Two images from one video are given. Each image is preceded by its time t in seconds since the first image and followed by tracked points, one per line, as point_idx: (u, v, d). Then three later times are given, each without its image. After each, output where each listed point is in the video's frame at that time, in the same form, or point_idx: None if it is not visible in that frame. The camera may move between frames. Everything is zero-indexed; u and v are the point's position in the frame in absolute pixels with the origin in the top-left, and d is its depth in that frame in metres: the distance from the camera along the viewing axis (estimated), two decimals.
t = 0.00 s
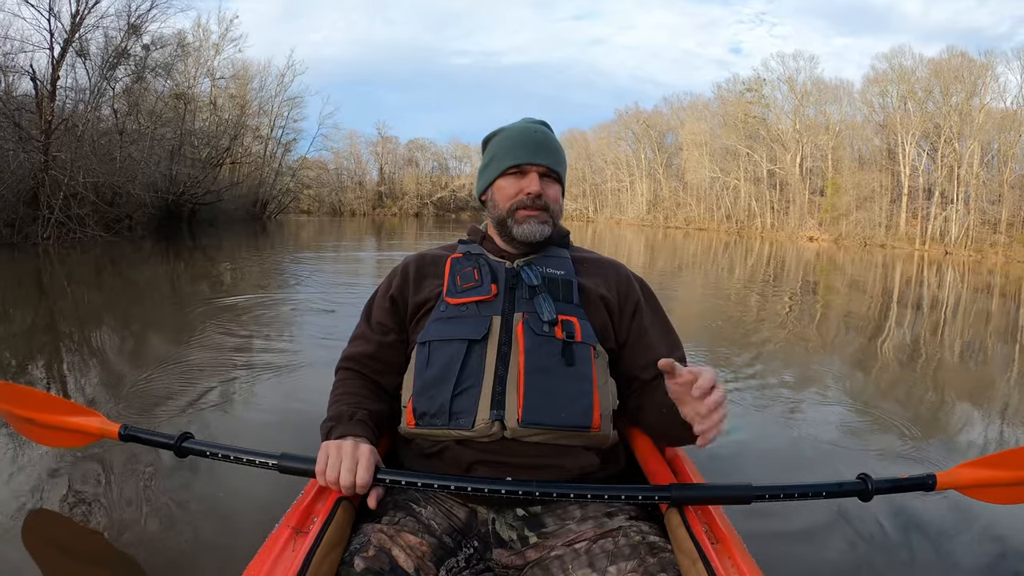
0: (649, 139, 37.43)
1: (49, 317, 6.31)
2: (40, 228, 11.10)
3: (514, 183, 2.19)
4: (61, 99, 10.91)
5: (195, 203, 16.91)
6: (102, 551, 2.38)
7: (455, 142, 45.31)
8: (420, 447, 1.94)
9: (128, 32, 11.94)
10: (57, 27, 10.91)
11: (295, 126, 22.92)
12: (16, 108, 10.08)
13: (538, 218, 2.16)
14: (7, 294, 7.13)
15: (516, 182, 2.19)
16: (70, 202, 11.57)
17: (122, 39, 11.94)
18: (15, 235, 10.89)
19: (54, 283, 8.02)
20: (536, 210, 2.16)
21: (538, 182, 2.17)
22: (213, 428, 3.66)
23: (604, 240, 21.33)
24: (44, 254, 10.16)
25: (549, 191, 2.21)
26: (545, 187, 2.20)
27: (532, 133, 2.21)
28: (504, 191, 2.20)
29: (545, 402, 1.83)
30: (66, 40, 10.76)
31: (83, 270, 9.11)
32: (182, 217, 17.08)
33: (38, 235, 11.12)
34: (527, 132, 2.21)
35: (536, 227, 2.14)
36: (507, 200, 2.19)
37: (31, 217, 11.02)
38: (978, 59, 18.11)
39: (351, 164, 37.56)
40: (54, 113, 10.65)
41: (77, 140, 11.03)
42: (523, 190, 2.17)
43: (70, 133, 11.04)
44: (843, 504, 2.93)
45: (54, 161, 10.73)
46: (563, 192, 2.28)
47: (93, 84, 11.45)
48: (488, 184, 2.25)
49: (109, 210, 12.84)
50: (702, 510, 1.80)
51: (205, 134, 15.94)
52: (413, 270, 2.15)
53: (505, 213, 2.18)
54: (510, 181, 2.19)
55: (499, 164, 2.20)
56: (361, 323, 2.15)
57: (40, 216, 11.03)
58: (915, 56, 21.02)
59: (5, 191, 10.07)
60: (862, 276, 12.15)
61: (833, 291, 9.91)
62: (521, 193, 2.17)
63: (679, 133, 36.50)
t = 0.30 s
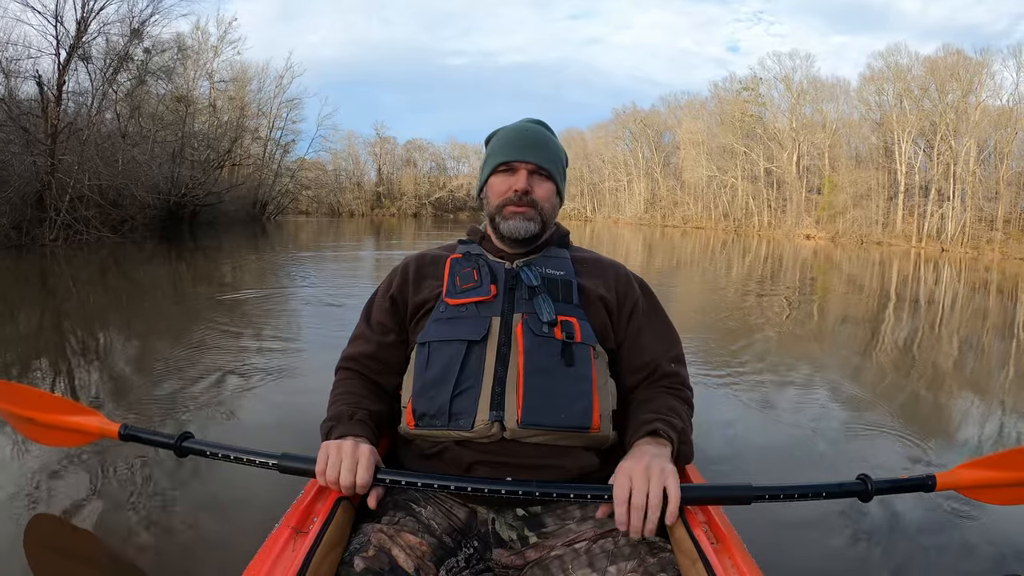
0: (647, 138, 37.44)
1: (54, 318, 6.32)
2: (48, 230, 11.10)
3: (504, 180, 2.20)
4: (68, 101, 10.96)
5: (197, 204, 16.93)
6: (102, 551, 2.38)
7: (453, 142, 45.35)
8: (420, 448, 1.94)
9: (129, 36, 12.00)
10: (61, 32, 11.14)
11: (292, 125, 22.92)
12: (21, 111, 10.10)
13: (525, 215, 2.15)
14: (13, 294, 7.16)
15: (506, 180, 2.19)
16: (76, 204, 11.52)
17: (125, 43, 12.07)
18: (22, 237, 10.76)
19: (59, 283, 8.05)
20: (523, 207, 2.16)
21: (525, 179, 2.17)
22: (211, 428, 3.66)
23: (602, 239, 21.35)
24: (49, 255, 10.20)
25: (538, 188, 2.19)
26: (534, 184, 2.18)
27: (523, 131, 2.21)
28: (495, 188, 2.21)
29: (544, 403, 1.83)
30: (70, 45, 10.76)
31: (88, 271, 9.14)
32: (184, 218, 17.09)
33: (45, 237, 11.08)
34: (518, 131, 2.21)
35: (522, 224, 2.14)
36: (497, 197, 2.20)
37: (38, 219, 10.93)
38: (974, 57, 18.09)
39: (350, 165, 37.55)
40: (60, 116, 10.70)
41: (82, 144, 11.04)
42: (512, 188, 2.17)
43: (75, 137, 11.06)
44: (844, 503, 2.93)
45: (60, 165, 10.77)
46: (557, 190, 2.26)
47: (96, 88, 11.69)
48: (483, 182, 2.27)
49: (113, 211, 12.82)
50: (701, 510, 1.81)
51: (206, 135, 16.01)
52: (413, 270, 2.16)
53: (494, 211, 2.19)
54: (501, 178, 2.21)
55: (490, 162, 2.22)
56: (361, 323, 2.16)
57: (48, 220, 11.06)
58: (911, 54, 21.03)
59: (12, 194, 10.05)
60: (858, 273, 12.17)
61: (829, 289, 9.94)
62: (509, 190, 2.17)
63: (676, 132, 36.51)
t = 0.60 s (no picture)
0: (644, 139, 37.47)
1: (58, 316, 6.32)
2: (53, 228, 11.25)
3: (501, 178, 2.21)
4: (75, 103, 11.24)
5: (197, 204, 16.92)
6: (102, 551, 2.38)
7: (451, 142, 45.35)
8: (419, 449, 1.94)
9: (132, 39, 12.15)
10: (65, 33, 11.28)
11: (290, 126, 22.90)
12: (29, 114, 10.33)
13: (521, 213, 2.15)
14: (17, 293, 7.16)
15: (503, 178, 2.20)
16: (82, 204, 11.74)
17: (128, 46, 12.22)
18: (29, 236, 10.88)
19: (63, 282, 8.05)
20: (519, 205, 2.16)
21: (521, 175, 2.17)
22: (209, 428, 3.65)
23: (600, 239, 21.37)
24: (54, 255, 10.23)
25: (534, 185, 2.19)
26: (529, 181, 2.19)
27: (520, 129, 2.22)
28: (492, 185, 2.21)
29: (545, 404, 1.83)
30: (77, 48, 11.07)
31: (92, 269, 9.14)
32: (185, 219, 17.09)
33: (51, 236, 11.22)
34: (514, 130, 2.22)
35: (517, 221, 2.14)
36: (494, 194, 2.20)
37: (44, 219, 11.05)
38: (970, 58, 18.11)
39: (348, 165, 37.51)
40: (67, 118, 10.94)
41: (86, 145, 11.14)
42: (508, 184, 2.18)
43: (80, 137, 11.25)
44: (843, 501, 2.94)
45: (65, 164, 10.90)
46: (555, 188, 2.26)
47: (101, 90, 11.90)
48: (480, 181, 2.29)
49: (116, 210, 12.96)
50: (701, 511, 1.81)
51: (205, 135, 16.06)
52: (413, 269, 2.16)
53: (490, 208, 2.19)
54: (498, 176, 2.21)
55: (488, 161, 2.23)
56: (361, 322, 2.15)
57: (53, 218, 11.15)
58: (908, 55, 21.10)
59: (18, 191, 10.13)
60: (854, 273, 12.20)
61: (826, 289, 9.96)
62: (505, 187, 2.17)
63: (673, 133, 36.55)
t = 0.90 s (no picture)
0: (640, 140, 37.53)
1: (59, 311, 6.36)
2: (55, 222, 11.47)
3: (497, 178, 2.22)
4: (78, 100, 11.55)
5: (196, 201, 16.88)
6: (100, 550, 2.37)
7: (447, 142, 45.30)
8: (419, 449, 1.94)
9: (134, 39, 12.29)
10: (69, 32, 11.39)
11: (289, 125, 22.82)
12: (31, 109, 10.50)
13: (517, 212, 2.14)
14: (21, 288, 7.21)
15: (499, 176, 2.22)
16: (86, 200, 11.93)
17: (130, 44, 12.23)
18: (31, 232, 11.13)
19: (66, 278, 8.11)
20: (516, 203, 2.16)
21: (517, 174, 2.18)
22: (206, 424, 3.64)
23: (596, 239, 21.40)
24: (56, 251, 10.31)
25: (530, 184, 2.20)
26: (525, 179, 2.19)
27: (517, 128, 2.23)
28: (489, 184, 2.23)
29: (544, 403, 1.83)
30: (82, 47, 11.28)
31: (94, 265, 9.21)
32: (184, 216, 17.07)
33: (54, 231, 11.48)
34: (511, 129, 2.24)
35: (512, 220, 2.14)
36: (491, 194, 2.21)
37: (48, 214, 11.35)
38: (966, 64, 18.19)
39: (344, 164, 37.44)
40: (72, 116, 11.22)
41: (91, 141, 11.52)
42: (504, 183, 2.19)
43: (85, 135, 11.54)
44: (839, 502, 2.95)
45: (69, 162, 11.12)
46: (552, 187, 2.26)
47: (103, 88, 11.97)
48: (479, 181, 2.31)
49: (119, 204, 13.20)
50: (702, 509, 1.81)
51: (205, 133, 16.06)
52: (415, 268, 2.17)
53: (488, 207, 2.19)
54: (495, 176, 2.23)
55: (485, 160, 2.26)
56: (361, 316, 2.13)
57: (57, 213, 11.41)
58: (904, 59, 21.19)
59: (22, 187, 10.46)
60: (848, 276, 12.26)
61: (820, 291, 10.01)
62: (501, 186, 2.19)
63: (669, 135, 36.62)
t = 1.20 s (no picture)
0: (636, 140, 37.57)
1: (62, 311, 6.42)
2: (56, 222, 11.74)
3: (491, 179, 2.23)
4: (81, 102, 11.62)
5: (196, 202, 16.87)
6: (100, 550, 2.38)
7: (444, 142, 45.29)
8: (419, 450, 1.94)
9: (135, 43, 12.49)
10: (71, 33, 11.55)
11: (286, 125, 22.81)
12: (37, 112, 10.72)
13: (510, 212, 2.15)
14: (24, 288, 7.27)
15: (493, 178, 2.22)
16: (90, 201, 12.11)
17: (130, 47, 12.46)
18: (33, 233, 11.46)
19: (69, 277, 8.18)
20: (508, 202, 2.17)
21: (508, 174, 2.18)
22: (206, 423, 3.64)
23: (592, 239, 21.43)
24: (59, 250, 10.47)
25: (524, 184, 2.20)
26: (518, 179, 2.20)
27: (510, 128, 2.23)
28: (484, 186, 2.24)
29: (544, 404, 1.83)
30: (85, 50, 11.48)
31: (97, 266, 9.29)
32: (183, 216, 17.08)
33: (58, 231, 11.83)
34: (506, 129, 2.23)
35: (506, 220, 2.15)
36: (485, 195, 2.23)
37: (51, 215, 11.65)
38: (960, 63, 18.23)
39: (341, 164, 37.40)
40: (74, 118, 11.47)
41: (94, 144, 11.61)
42: (496, 184, 2.20)
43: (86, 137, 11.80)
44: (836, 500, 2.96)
45: (72, 164, 11.33)
46: (546, 186, 2.26)
47: (105, 90, 11.97)
48: (475, 182, 2.30)
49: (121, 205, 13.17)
50: (701, 510, 1.81)
51: (204, 134, 16.08)
52: (415, 266, 2.17)
53: (482, 209, 2.21)
54: (489, 177, 2.24)
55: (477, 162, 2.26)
56: (362, 314, 2.13)
57: (59, 214, 11.74)
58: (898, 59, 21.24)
59: (27, 188, 10.81)
60: (843, 275, 12.31)
61: (815, 290, 10.06)
62: (494, 187, 2.20)
63: (665, 134, 36.68)
